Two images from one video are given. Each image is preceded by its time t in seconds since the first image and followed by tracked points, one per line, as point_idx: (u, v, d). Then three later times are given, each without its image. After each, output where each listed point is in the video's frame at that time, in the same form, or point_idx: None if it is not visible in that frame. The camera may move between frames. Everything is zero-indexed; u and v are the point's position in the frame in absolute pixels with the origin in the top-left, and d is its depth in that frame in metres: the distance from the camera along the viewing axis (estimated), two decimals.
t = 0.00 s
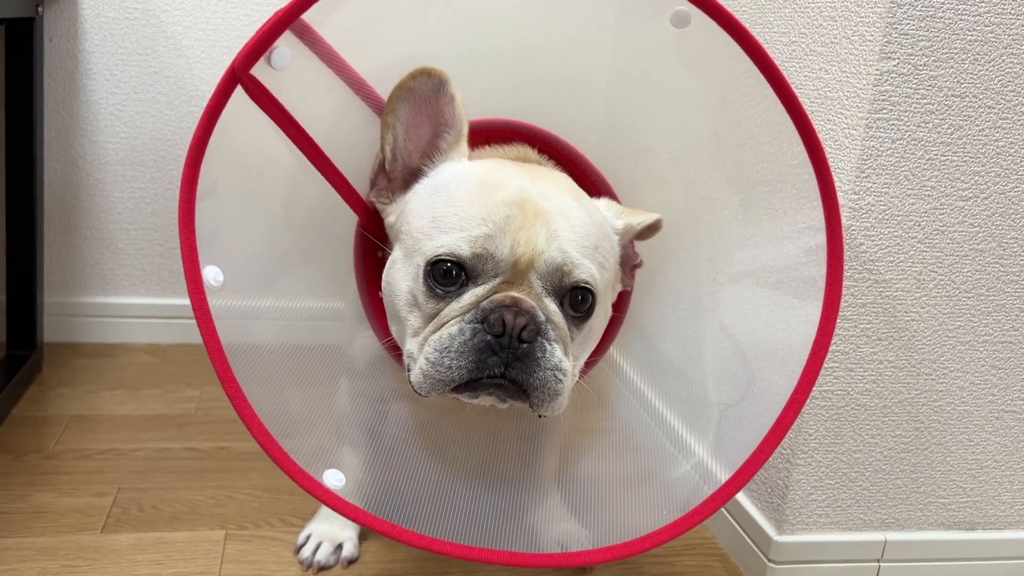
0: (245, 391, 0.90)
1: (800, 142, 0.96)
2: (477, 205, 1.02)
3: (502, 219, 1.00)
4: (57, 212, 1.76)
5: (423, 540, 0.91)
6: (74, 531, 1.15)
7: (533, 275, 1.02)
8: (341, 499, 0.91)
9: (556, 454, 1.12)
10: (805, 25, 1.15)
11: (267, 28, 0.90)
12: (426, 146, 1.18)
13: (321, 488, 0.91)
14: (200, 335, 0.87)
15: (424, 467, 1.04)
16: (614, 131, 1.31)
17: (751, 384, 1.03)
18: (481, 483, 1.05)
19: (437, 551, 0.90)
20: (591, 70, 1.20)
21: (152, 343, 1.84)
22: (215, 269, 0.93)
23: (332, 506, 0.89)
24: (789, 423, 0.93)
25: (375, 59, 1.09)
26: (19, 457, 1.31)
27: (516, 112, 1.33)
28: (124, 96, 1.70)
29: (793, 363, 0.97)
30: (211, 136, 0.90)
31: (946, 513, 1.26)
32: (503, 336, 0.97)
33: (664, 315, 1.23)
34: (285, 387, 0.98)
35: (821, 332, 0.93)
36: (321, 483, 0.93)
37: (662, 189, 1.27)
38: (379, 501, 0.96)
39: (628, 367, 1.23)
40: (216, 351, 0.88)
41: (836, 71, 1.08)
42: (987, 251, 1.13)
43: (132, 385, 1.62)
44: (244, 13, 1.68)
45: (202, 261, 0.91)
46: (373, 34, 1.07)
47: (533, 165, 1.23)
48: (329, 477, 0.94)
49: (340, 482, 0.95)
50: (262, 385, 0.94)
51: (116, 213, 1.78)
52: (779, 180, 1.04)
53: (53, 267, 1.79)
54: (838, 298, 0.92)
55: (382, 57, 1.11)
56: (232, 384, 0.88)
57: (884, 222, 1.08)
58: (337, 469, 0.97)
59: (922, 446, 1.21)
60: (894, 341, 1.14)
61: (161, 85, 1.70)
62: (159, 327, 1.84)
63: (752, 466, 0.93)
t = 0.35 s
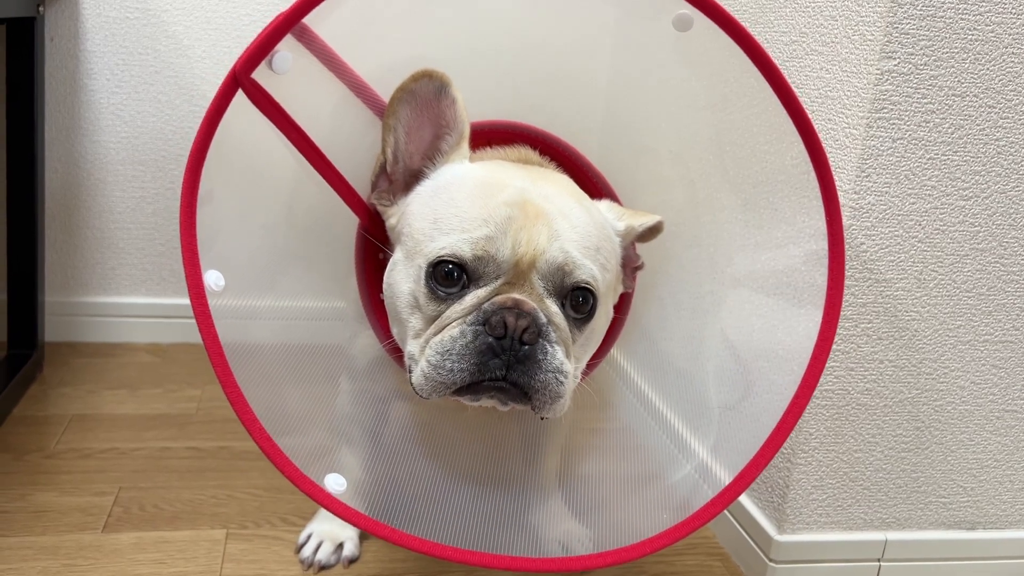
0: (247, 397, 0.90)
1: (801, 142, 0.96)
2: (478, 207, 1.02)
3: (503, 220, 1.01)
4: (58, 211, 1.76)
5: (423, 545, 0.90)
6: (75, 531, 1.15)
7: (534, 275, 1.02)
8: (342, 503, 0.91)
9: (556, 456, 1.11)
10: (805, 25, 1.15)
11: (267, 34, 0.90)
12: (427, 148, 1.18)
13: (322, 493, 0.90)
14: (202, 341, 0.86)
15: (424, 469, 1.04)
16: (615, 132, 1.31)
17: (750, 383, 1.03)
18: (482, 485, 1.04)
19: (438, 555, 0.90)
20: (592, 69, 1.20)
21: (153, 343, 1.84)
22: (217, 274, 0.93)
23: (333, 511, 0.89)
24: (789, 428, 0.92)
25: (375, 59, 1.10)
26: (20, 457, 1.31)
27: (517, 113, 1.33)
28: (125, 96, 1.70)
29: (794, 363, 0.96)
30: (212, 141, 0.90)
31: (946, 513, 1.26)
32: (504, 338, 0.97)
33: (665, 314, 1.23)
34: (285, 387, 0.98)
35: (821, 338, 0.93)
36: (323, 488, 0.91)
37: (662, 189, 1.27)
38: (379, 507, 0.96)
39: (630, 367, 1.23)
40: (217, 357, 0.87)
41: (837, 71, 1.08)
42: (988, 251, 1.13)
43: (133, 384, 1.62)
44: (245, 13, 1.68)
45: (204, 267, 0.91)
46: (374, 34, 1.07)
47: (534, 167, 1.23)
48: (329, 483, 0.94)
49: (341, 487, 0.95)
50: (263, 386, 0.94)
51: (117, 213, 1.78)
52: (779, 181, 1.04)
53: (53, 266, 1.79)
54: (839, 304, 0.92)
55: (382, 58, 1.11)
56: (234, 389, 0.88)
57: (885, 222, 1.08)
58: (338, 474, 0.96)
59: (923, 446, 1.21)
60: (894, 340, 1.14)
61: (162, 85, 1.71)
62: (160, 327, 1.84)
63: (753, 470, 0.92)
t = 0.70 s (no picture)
0: (246, 400, 0.89)
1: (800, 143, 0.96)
2: (477, 211, 1.02)
3: (502, 223, 1.00)
4: (58, 211, 1.76)
5: (424, 550, 0.90)
6: (76, 531, 1.15)
7: (534, 277, 1.02)
8: (342, 507, 0.90)
9: (556, 458, 1.11)
10: (805, 24, 1.15)
11: (266, 36, 0.90)
12: (428, 150, 1.18)
13: (322, 497, 0.89)
14: (202, 344, 0.86)
15: (423, 472, 1.03)
16: (615, 132, 1.31)
17: (750, 383, 1.03)
18: (482, 488, 1.04)
19: (438, 560, 0.89)
20: (592, 69, 1.20)
21: (153, 343, 1.84)
22: (216, 278, 0.92)
23: (333, 517, 0.88)
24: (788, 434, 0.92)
25: (375, 60, 1.09)
26: (21, 457, 1.31)
27: (517, 113, 1.33)
28: (125, 96, 1.70)
29: (794, 363, 0.96)
30: (211, 144, 0.90)
31: (947, 513, 1.26)
32: (504, 341, 0.98)
33: (665, 314, 1.23)
34: (285, 388, 0.98)
35: (822, 341, 0.93)
36: (322, 492, 0.90)
37: (662, 189, 1.27)
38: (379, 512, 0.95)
39: (630, 367, 1.23)
40: (216, 360, 0.87)
41: (837, 71, 1.08)
42: (988, 250, 1.13)
43: (133, 384, 1.62)
44: (245, 12, 1.68)
45: (203, 270, 0.90)
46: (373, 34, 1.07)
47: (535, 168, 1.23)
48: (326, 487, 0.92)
49: (341, 491, 0.93)
50: (263, 386, 0.94)
51: (117, 213, 1.78)
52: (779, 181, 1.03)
53: (54, 266, 1.79)
54: (840, 309, 0.92)
55: (382, 59, 1.11)
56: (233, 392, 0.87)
57: (886, 221, 1.08)
58: (337, 478, 0.95)
59: (923, 446, 1.21)
60: (895, 340, 1.14)
61: (162, 85, 1.71)
62: (161, 326, 1.84)
63: (753, 474, 0.91)
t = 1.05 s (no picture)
0: (243, 400, 0.89)
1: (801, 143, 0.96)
2: (471, 216, 1.02)
3: (496, 233, 1.00)
4: (59, 211, 1.76)
5: (423, 552, 0.89)
6: (76, 531, 1.15)
7: (526, 286, 1.01)
8: (337, 508, 0.90)
9: (556, 459, 1.11)
10: (805, 24, 1.15)
11: (265, 36, 0.90)
12: (427, 151, 1.18)
13: (317, 498, 0.89)
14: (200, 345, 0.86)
15: (423, 473, 1.03)
16: (615, 132, 1.31)
17: (750, 384, 1.03)
18: (481, 489, 1.04)
19: (436, 563, 0.89)
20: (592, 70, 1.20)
21: (153, 343, 1.84)
22: (214, 278, 0.92)
23: (327, 517, 0.88)
24: (785, 439, 0.91)
25: (375, 60, 1.09)
26: (21, 457, 1.31)
27: (517, 113, 1.33)
28: (125, 96, 1.70)
29: (794, 363, 0.96)
30: (210, 144, 0.90)
31: (947, 513, 1.26)
32: (495, 345, 0.98)
33: (665, 314, 1.23)
34: (285, 388, 0.98)
35: (822, 343, 0.93)
36: (317, 493, 0.90)
37: (662, 189, 1.27)
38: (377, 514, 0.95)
39: (631, 369, 1.23)
40: (214, 360, 0.87)
41: (837, 71, 1.08)
42: (989, 250, 1.13)
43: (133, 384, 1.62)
44: (245, 12, 1.68)
45: (200, 270, 0.90)
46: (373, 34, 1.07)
47: (536, 171, 1.23)
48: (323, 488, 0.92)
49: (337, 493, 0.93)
50: (263, 387, 0.94)
51: (117, 213, 1.78)
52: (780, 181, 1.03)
53: (54, 266, 1.79)
54: (840, 311, 0.92)
55: (382, 59, 1.11)
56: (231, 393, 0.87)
57: (886, 221, 1.08)
58: (334, 479, 0.94)
59: (923, 446, 1.21)
60: (895, 340, 1.14)
61: (162, 85, 1.71)
62: (161, 326, 1.84)
63: (750, 479, 0.91)
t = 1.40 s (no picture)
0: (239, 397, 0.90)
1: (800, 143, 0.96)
2: (467, 216, 1.02)
3: (490, 234, 1.00)
4: (58, 211, 1.76)
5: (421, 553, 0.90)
6: (76, 531, 1.15)
7: (517, 286, 1.02)
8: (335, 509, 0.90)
9: (556, 458, 1.11)
10: (805, 24, 1.15)
11: (266, 36, 0.90)
12: (428, 151, 1.18)
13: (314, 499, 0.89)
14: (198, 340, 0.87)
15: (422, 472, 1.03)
16: (614, 132, 1.31)
17: (749, 384, 1.03)
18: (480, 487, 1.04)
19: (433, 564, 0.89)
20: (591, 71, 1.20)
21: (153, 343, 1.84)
22: (213, 274, 0.92)
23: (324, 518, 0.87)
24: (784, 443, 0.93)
25: (374, 60, 1.09)
26: (21, 457, 1.31)
27: (517, 113, 1.34)
28: (125, 96, 1.71)
29: (794, 363, 0.96)
30: (210, 142, 0.90)
31: (946, 513, 1.26)
32: (482, 346, 0.98)
33: (665, 314, 1.23)
34: (284, 388, 0.98)
35: (818, 351, 0.93)
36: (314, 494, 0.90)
37: (662, 189, 1.28)
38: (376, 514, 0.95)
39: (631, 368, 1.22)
40: (211, 356, 0.87)
41: (836, 71, 1.08)
42: (988, 251, 1.13)
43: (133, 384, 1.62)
44: (245, 12, 1.68)
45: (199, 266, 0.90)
46: (373, 35, 1.07)
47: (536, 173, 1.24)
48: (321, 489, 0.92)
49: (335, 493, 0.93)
50: (261, 387, 0.94)
51: (117, 213, 1.78)
52: (779, 181, 1.03)
53: (54, 266, 1.80)
54: (839, 315, 0.92)
55: (382, 59, 1.11)
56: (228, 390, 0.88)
57: (885, 221, 1.08)
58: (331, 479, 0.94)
59: (923, 446, 1.21)
60: (895, 340, 1.14)
61: (162, 85, 1.71)
62: (161, 326, 1.84)
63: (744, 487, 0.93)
